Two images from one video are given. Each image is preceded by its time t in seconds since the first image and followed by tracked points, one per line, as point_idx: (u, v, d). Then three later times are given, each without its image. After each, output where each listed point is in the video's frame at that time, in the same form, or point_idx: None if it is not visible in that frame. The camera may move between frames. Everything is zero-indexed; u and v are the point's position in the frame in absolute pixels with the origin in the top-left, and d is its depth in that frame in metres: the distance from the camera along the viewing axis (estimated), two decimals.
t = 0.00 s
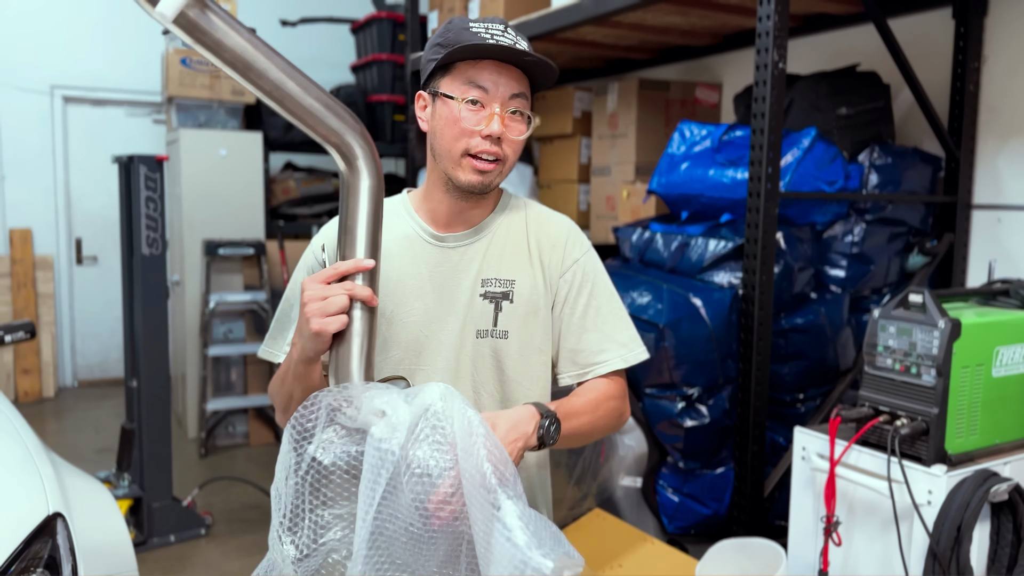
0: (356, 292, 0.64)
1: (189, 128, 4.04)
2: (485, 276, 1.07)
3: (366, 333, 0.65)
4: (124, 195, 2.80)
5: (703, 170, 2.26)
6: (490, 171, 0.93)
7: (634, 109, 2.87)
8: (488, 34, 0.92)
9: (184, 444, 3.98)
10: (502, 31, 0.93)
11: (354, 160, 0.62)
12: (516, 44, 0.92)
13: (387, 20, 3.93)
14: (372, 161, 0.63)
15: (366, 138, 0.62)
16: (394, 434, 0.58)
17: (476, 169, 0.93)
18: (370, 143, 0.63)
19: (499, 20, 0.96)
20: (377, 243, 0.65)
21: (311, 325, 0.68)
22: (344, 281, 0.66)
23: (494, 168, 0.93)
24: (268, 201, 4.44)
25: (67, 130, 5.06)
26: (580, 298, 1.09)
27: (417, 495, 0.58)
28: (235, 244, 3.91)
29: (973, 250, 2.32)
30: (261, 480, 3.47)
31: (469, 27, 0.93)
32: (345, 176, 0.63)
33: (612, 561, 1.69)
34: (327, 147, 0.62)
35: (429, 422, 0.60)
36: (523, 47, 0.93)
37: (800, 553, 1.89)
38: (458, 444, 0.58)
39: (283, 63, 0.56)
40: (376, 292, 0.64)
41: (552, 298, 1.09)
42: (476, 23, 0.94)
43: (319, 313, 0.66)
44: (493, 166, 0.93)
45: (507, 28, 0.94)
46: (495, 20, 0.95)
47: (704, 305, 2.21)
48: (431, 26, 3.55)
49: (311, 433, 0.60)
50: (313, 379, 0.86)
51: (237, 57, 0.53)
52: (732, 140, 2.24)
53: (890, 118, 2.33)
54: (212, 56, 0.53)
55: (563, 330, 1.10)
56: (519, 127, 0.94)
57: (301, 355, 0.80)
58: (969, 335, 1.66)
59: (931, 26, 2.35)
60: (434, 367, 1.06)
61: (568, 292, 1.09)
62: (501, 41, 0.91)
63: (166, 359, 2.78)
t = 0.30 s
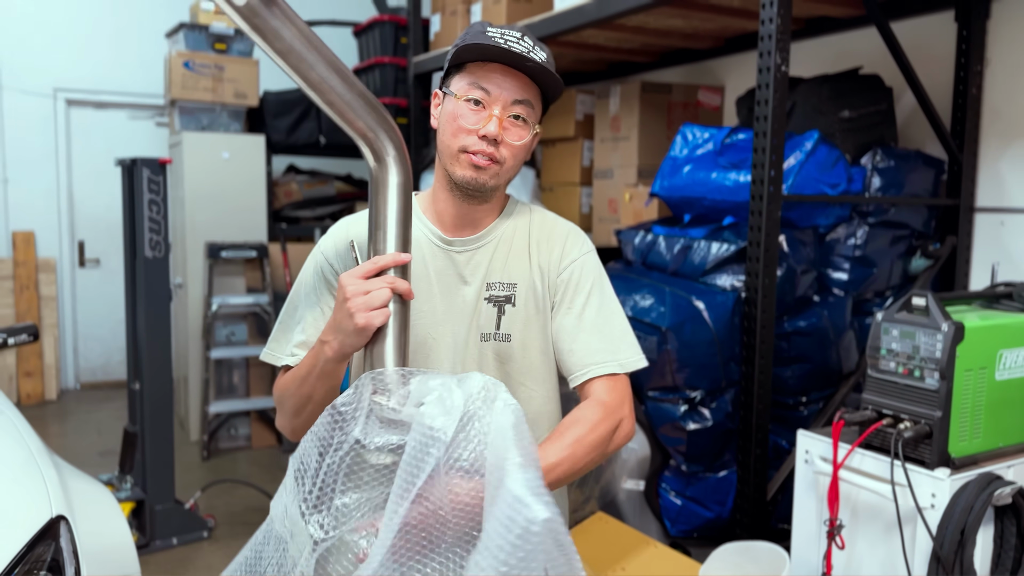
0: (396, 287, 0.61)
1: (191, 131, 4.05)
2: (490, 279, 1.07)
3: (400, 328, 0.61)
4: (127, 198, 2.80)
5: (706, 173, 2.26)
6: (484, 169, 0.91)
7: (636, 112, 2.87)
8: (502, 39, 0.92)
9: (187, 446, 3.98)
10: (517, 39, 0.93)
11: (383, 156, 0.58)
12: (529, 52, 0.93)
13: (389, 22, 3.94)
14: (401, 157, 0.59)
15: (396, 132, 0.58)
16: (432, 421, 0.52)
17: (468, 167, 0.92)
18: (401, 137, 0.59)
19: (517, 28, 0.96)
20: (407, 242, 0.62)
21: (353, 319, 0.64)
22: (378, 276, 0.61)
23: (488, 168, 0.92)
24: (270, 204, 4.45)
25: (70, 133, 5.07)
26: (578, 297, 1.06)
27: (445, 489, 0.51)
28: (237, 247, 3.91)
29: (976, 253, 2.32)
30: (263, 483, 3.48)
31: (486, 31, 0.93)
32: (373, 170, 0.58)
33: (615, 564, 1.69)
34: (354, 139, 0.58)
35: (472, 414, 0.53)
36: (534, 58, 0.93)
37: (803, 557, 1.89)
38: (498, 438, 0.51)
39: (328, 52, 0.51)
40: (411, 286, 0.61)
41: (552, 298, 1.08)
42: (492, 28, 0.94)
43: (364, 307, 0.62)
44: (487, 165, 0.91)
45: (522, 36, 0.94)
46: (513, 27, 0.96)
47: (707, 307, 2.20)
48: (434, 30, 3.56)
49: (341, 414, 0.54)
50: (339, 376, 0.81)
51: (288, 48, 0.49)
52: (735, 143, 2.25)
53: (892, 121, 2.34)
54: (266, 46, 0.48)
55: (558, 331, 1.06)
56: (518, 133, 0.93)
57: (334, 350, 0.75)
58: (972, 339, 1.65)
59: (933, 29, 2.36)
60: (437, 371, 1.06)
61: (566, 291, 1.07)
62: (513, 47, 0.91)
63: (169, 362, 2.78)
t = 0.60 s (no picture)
0: (409, 291, 0.60)
1: (194, 134, 4.07)
2: (495, 291, 1.08)
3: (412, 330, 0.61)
4: (130, 202, 2.81)
5: (708, 175, 2.26)
6: (492, 187, 0.92)
7: (638, 114, 2.87)
8: (512, 51, 0.92)
9: (189, 449, 3.99)
10: (527, 49, 0.94)
11: (397, 160, 0.59)
12: (539, 63, 0.93)
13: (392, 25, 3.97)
14: (414, 161, 0.59)
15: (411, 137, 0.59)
16: (463, 416, 0.45)
17: (475, 185, 0.93)
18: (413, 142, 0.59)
19: (529, 37, 0.96)
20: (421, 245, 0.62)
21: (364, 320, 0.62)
22: (393, 279, 0.61)
23: (496, 185, 0.93)
24: (273, 207, 4.45)
25: (73, 136, 5.08)
26: (580, 318, 1.05)
27: (482, 495, 0.46)
28: (240, 249, 3.93)
29: (979, 256, 2.31)
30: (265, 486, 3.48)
31: (497, 42, 0.94)
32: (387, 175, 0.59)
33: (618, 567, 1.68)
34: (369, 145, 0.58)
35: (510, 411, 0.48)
36: (545, 69, 0.93)
37: (806, 560, 1.89)
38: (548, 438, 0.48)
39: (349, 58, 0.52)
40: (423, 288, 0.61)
41: (554, 313, 1.07)
42: (504, 38, 0.94)
43: (376, 310, 0.61)
44: (494, 183, 0.93)
45: (534, 46, 0.94)
46: (525, 36, 0.96)
47: (709, 310, 2.20)
48: (436, 32, 3.56)
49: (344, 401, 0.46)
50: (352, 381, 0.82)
51: (310, 54, 0.49)
52: (738, 145, 2.25)
53: (894, 124, 2.34)
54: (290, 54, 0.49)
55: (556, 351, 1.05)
56: (526, 148, 0.94)
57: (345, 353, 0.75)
58: (975, 341, 1.65)
59: (935, 33, 2.36)
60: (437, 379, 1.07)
61: (568, 310, 1.06)
62: (522, 60, 0.92)
63: (171, 365, 2.78)
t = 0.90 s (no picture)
0: (404, 292, 0.62)
1: (197, 137, 4.07)
2: (500, 294, 1.08)
3: (408, 328, 0.63)
4: (133, 205, 2.82)
5: (710, 178, 2.27)
6: (487, 203, 0.95)
7: (640, 117, 2.87)
8: (506, 64, 0.90)
9: (192, 451, 3.99)
10: (522, 61, 0.91)
11: (392, 164, 0.60)
12: (534, 76, 0.91)
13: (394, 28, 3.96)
14: (410, 166, 0.61)
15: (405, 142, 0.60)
16: (466, 399, 0.48)
17: (472, 199, 0.96)
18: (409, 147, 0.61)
19: (526, 44, 0.92)
20: (417, 249, 0.63)
21: (361, 321, 0.66)
22: (393, 282, 0.63)
23: (492, 200, 0.95)
24: (276, 209, 4.46)
25: (76, 139, 5.09)
26: (588, 322, 1.06)
27: (509, 476, 0.51)
28: (243, 252, 3.93)
29: (982, 258, 2.31)
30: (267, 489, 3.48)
31: (491, 54, 0.91)
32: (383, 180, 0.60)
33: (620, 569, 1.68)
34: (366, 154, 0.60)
35: (519, 397, 0.52)
36: (541, 82, 0.91)
37: (809, 562, 1.89)
38: (557, 415, 0.53)
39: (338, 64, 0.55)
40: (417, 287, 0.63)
41: (562, 317, 1.07)
42: (499, 48, 0.91)
43: (372, 310, 0.64)
44: (490, 199, 0.95)
45: (530, 57, 0.92)
46: (522, 45, 0.92)
47: (711, 312, 2.19)
48: (438, 35, 3.57)
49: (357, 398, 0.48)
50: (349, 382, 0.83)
51: (297, 57, 0.53)
52: (739, 148, 2.23)
53: (897, 126, 2.33)
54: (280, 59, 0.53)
55: (566, 355, 1.06)
56: (524, 163, 0.95)
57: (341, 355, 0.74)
58: (978, 344, 1.65)
59: (937, 35, 2.36)
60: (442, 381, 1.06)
61: (578, 315, 1.07)
62: (516, 73, 0.90)
63: (174, 367, 2.78)
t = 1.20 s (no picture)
0: (397, 302, 0.64)
1: (199, 139, 4.08)
2: (496, 294, 1.07)
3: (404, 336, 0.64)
4: (136, 207, 2.82)
5: (713, 180, 2.27)
6: (485, 210, 0.97)
7: (642, 119, 2.88)
8: (501, 73, 0.89)
9: (194, 453, 4.00)
10: (518, 69, 0.90)
11: (384, 171, 0.64)
12: (530, 83, 0.90)
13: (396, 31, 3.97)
14: (400, 173, 0.65)
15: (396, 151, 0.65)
16: (485, 406, 0.51)
17: (470, 205, 0.98)
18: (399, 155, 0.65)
19: (521, 49, 0.91)
20: (409, 252, 0.66)
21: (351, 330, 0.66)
22: (387, 292, 0.65)
23: (489, 206, 0.97)
24: (278, 212, 4.46)
25: (78, 141, 5.10)
26: (586, 324, 1.07)
27: (543, 479, 0.52)
28: (245, 254, 3.94)
29: (985, 260, 2.31)
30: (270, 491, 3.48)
31: (486, 61, 0.90)
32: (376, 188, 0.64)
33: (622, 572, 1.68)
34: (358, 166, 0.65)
35: (523, 391, 0.54)
36: (537, 89, 0.90)
37: (812, 565, 1.88)
38: (563, 401, 0.55)
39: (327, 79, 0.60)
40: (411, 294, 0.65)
41: (558, 316, 1.08)
42: (493, 55, 0.90)
43: (362, 320, 0.65)
44: (488, 205, 0.97)
45: (525, 63, 0.90)
46: (516, 49, 0.91)
47: (715, 314, 2.19)
48: (440, 38, 3.57)
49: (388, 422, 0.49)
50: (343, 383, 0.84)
51: (289, 70, 0.58)
52: (742, 150, 2.22)
53: (899, 128, 2.33)
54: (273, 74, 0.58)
55: (566, 355, 1.08)
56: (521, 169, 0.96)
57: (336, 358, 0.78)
58: (981, 346, 1.65)
59: (940, 37, 2.36)
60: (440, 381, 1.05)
61: (576, 314, 1.07)
62: (512, 82, 0.89)
63: (177, 369, 2.78)
